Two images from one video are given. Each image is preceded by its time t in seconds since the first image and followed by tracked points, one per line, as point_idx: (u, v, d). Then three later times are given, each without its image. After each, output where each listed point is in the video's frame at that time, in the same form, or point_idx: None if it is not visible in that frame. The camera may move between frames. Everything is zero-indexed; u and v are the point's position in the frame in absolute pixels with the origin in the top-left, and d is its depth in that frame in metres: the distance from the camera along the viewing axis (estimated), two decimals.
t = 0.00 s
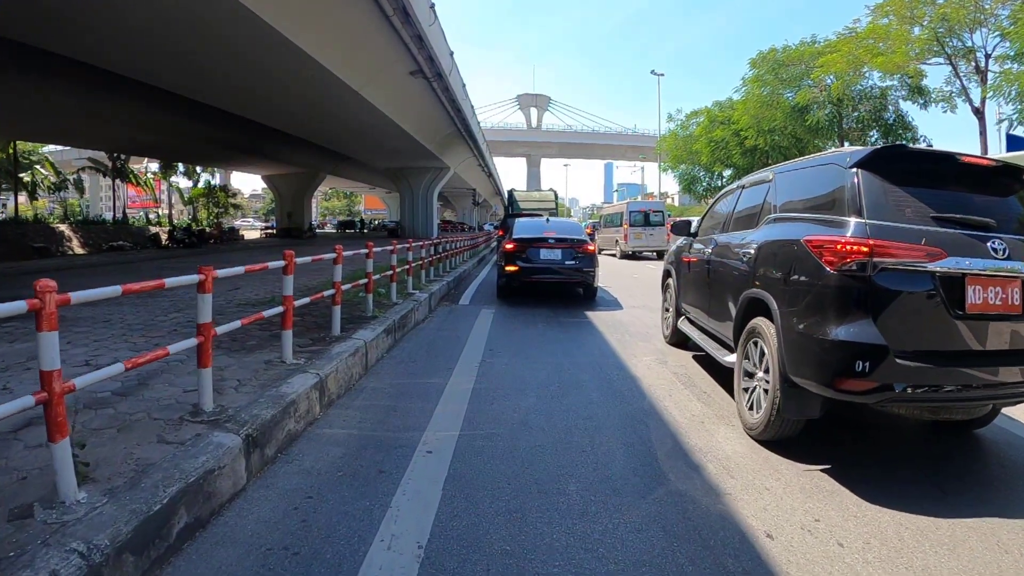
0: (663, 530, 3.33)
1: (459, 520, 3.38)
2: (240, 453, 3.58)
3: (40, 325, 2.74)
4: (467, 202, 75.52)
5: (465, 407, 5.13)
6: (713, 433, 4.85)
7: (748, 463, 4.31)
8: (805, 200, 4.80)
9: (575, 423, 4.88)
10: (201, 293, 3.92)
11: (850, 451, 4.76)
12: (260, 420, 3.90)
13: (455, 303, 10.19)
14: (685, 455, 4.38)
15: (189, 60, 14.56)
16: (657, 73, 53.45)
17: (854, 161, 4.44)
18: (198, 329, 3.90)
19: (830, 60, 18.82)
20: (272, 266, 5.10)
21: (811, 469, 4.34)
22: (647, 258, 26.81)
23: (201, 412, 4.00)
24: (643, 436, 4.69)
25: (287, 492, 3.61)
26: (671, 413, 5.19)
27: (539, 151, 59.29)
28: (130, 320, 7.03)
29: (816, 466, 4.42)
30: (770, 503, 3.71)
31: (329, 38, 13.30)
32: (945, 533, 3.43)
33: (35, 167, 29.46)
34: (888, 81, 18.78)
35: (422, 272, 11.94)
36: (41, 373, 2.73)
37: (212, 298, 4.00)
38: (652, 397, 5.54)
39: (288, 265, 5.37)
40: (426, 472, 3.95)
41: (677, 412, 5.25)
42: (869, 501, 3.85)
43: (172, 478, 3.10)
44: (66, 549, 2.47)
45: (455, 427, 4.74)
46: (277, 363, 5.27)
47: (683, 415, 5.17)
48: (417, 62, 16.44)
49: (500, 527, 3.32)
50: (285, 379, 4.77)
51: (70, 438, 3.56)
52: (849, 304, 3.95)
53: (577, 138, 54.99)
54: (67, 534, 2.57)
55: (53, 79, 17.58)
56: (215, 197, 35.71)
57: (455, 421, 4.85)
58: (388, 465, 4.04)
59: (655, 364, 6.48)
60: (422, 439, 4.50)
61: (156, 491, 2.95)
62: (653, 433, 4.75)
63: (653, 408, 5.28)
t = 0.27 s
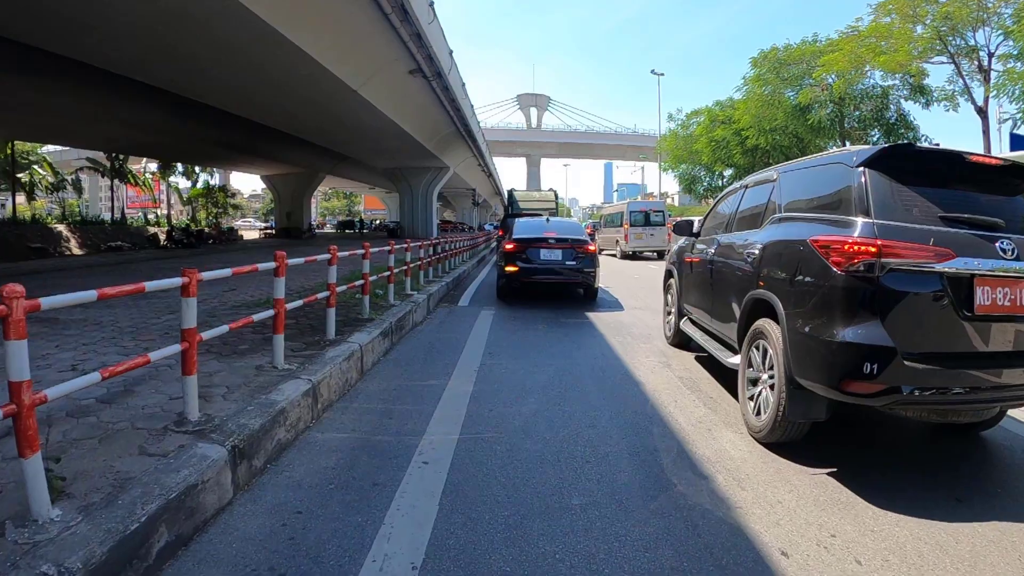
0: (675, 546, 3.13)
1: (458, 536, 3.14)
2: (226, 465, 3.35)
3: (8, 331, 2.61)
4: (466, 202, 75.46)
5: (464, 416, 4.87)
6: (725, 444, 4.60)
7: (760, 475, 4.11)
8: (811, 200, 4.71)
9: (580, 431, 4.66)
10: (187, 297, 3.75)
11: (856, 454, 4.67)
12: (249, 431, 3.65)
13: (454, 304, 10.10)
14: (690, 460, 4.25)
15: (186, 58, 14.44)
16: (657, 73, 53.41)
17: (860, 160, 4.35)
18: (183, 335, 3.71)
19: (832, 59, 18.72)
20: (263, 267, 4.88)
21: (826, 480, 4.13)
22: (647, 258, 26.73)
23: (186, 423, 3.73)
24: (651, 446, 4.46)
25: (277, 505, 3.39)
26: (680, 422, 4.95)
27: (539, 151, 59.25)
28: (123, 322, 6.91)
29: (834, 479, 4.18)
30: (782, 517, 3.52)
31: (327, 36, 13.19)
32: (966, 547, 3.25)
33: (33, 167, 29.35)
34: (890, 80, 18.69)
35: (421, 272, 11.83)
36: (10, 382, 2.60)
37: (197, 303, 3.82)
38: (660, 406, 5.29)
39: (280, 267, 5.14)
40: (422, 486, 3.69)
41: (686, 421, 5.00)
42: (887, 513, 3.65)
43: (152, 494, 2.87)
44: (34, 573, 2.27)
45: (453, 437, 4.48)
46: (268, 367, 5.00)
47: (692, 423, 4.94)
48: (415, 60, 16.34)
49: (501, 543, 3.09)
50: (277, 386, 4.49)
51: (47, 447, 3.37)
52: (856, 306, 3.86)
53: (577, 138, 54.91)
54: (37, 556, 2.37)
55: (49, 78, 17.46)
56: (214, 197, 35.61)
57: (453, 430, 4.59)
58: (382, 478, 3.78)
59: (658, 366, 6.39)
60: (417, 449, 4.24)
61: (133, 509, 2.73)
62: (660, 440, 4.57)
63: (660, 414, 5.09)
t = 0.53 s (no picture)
0: (682, 563, 2.98)
1: (455, 554, 2.98)
2: (211, 477, 3.18)
3: None
4: (466, 202, 75.41)
5: (461, 422, 4.69)
6: (733, 452, 4.42)
7: (770, 486, 3.94)
8: (816, 199, 4.63)
9: (582, 438, 4.50)
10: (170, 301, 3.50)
11: (862, 456, 4.59)
12: (235, 440, 3.48)
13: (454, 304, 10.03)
14: (695, 465, 4.15)
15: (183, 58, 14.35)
16: (657, 72, 53.30)
17: (866, 159, 4.26)
18: (167, 340, 3.47)
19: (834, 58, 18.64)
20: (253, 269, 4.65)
21: (837, 489, 3.97)
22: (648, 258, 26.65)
23: (171, 431, 3.56)
24: (656, 454, 4.30)
25: (265, 518, 3.23)
26: (686, 429, 4.78)
27: (538, 151, 59.20)
28: (116, 324, 6.81)
29: (847, 489, 4.00)
30: (794, 531, 3.37)
31: (326, 34, 13.10)
32: (986, 562, 3.10)
33: (31, 167, 29.26)
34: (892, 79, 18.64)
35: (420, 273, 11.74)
36: None
37: (182, 306, 3.54)
38: (665, 412, 5.10)
39: (270, 269, 4.88)
40: (418, 498, 3.51)
41: (692, 427, 4.84)
42: (902, 525, 3.49)
43: (132, 509, 2.71)
44: None
45: (450, 444, 4.29)
46: (258, 374, 4.74)
47: (699, 430, 4.78)
48: (414, 60, 16.26)
49: (501, 562, 2.93)
50: (268, 392, 4.31)
51: (26, 456, 3.23)
52: (863, 307, 3.78)
53: (578, 137, 54.87)
54: None
55: (46, 77, 17.37)
56: (213, 197, 35.53)
57: (451, 438, 4.41)
58: (376, 489, 3.60)
59: (660, 367, 6.31)
60: (413, 458, 4.05)
61: (111, 526, 2.56)
62: (664, 446, 4.43)
63: (665, 420, 4.95)
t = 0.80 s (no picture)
0: None
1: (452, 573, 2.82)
2: (195, 490, 3.04)
3: None
4: (466, 202, 75.35)
5: (459, 431, 4.54)
6: (742, 462, 4.26)
7: (781, 496, 3.77)
8: (821, 199, 4.55)
9: (584, 446, 4.36)
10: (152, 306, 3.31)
11: (867, 458, 4.51)
12: (222, 451, 3.34)
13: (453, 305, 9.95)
14: (699, 471, 4.04)
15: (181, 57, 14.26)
16: (656, 71, 53.26)
17: (873, 158, 4.18)
18: (150, 345, 3.32)
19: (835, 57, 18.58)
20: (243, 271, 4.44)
21: (850, 498, 3.80)
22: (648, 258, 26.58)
23: (155, 441, 3.42)
24: (661, 463, 4.15)
25: (252, 533, 3.08)
26: (692, 437, 4.62)
27: (538, 151, 59.16)
28: (110, 326, 6.72)
29: (862, 498, 3.82)
30: (806, 544, 3.20)
31: (324, 34, 13.02)
32: None
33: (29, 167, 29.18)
34: (894, 79, 18.59)
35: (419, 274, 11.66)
36: None
37: (165, 310, 3.38)
38: (670, 419, 4.95)
39: (262, 272, 4.67)
40: (413, 512, 3.35)
41: (698, 435, 4.69)
42: (920, 536, 3.33)
43: (109, 526, 2.56)
44: None
45: (447, 454, 4.14)
46: (248, 380, 4.59)
47: (705, 438, 4.63)
48: (414, 59, 16.19)
49: None
50: (258, 399, 4.16)
51: (5, 467, 3.10)
52: (870, 308, 3.70)
53: (578, 137, 54.84)
54: None
55: (43, 77, 17.28)
56: (212, 197, 35.46)
57: (448, 448, 4.25)
58: (369, 502, 3.46)
59: (661, 369, 6.24)
60: (408, 469, 3.90)
61: (87, 545, 2.42)
62: (667, 454, 4.30)
63: (670, 426, 4.81)
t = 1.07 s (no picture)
0: None
1: None
2: (178, 506, 2.87)
3: None
4: (465, 202, 75.28)
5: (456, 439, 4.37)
6: (752, 472, 4.09)
7: (794, 509, 3.60)
8: (827, 198, 4.45)
9: (586, 455, 4.20)
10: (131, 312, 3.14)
11: (872, 460, 4.43)
12: (207, 462, 3.17)
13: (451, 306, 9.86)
14: (705, 480, 3.90)
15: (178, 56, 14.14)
16: (656, 70, 53.25)
17: (879, 156, 4.08)
18: (129, 352, 3.17)
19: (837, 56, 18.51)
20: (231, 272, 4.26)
21: (867, 512, 3.62)
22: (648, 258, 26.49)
23: (135, 452, 3.26)
24: (667, 473, 3.98)
25: (237, 551, 2.91)
26: (700, 446, 4.46)
27: (538, 151, 59.13)
28: (105, 328, 6.63)
29: (879, 511, 3.64)
30: (823, 563, 3.02)
31: (323, 32, 12.94)
32: None
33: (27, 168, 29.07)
34: (896, 77, 18.50)
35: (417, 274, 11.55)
36: None
37: (144, 315, 3.21)
38: (676, 426, 4.79)
39: (251, 273, 4.47)
40: (407, 528, 3.17)
41: (705, 442, 4.53)
42: (940, 552, 3.16)
43: (82, 547, 2.40)
44: None
45: (443, 465, 3.97)
46: (237, 384, 4.43)
47: (713, 446, 4.47)
48: (413, 57, 16.07)
49: None
50: (247, 407, 3.99)
51: None
52: (878, 309, 3.61)
53: (577, 137, 54.80)
54: None
55: (40, 76, 17.17)
56: (210, 197, 35.36)
57: (445, 457, 4.08)
58: (361, 517, 3.28)
59: (663, 371, 6.14)
60: (403, 481, 3.72)
61: (56, 569, 2.27)
62: (672, 462, 4.16)
63: (675, 433, 4.66)
